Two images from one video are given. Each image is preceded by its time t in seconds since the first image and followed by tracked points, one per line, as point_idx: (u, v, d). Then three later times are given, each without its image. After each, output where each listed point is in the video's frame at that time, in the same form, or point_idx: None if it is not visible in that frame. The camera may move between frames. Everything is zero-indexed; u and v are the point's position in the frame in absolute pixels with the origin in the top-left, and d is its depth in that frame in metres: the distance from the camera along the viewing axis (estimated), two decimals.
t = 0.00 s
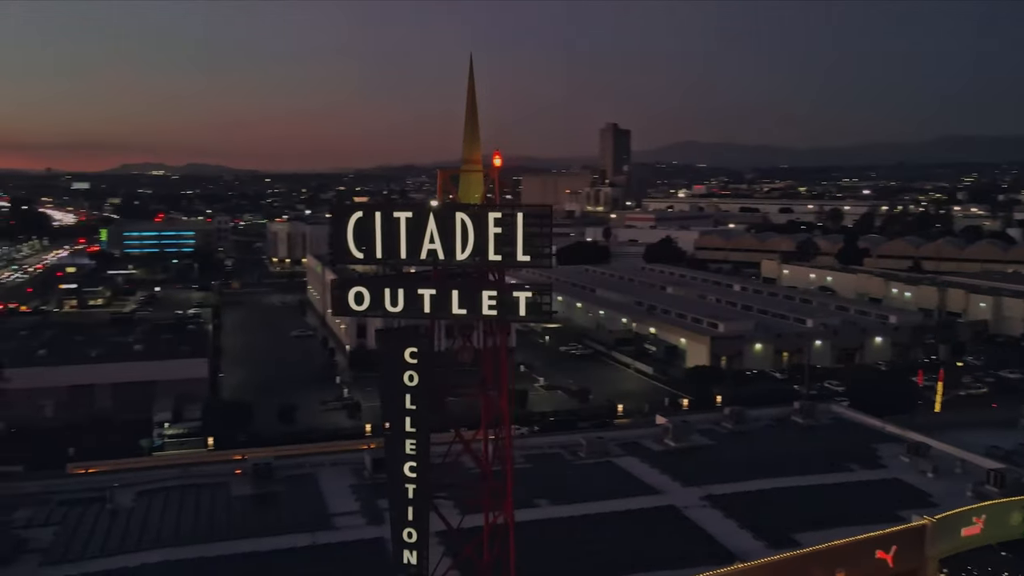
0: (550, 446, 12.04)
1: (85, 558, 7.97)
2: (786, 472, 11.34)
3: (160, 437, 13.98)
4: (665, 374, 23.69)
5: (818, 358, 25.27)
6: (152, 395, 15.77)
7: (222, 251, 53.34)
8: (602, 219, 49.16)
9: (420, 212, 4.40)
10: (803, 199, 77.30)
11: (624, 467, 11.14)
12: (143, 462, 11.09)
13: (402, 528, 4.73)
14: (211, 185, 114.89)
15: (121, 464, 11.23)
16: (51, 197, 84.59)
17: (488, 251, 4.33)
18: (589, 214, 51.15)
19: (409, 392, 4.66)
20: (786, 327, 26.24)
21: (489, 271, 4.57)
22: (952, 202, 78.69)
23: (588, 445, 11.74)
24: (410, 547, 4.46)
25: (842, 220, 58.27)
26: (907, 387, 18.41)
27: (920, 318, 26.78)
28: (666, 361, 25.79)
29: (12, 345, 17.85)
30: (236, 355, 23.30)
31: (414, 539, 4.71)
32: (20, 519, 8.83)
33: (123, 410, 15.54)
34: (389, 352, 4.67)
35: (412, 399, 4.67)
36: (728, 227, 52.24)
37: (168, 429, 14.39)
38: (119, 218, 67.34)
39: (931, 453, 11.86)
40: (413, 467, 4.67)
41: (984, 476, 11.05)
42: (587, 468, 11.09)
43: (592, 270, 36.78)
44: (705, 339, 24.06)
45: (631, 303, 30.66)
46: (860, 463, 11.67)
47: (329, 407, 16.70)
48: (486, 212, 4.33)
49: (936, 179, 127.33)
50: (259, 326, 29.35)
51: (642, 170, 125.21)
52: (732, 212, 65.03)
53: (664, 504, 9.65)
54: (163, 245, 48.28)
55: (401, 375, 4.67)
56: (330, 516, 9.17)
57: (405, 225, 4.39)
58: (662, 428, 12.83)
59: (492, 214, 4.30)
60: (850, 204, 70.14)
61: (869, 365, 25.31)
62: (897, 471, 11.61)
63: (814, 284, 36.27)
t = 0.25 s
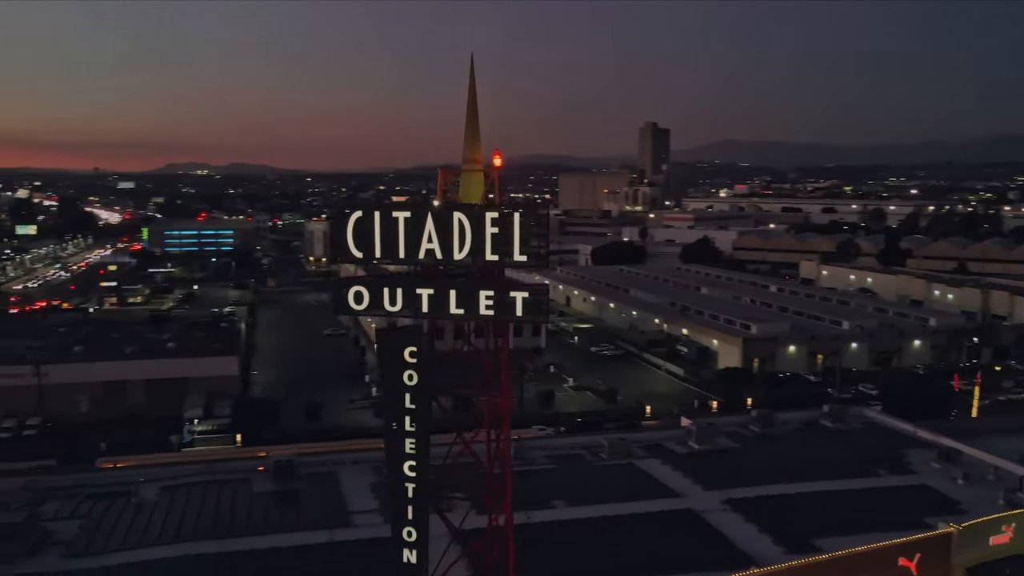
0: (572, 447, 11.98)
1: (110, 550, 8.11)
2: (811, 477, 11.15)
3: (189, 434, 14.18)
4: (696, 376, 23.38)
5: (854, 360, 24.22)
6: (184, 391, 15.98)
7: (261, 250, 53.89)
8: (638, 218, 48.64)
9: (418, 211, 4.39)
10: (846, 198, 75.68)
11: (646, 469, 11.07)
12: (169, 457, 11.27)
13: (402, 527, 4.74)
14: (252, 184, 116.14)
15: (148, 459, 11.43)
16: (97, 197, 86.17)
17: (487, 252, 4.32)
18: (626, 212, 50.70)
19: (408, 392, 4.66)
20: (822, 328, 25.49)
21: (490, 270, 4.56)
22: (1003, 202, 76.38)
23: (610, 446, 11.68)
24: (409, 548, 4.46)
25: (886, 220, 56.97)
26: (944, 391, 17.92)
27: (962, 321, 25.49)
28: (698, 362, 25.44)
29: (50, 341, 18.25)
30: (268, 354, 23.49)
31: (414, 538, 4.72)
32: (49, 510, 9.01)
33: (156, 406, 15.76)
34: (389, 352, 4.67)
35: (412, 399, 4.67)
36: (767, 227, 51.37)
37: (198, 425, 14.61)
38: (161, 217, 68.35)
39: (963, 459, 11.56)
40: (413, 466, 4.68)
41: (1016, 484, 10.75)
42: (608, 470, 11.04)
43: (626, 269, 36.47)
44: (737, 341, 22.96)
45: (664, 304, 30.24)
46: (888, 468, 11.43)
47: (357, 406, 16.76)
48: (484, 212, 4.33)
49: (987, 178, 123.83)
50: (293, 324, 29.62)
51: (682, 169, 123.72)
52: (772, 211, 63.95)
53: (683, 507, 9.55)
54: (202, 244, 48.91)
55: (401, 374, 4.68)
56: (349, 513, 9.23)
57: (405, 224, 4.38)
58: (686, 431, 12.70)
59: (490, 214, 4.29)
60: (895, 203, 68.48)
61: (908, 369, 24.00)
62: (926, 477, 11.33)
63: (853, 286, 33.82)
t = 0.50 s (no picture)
0: (591, 448, 11.92)
1: (127, 545, 8.17)
2: (833, 481, 10.96)
3: (213, 431, 14.34)
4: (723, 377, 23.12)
5: (885, 364, 23.42)
6: (210, 389, 16.14)
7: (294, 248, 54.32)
8: (673, 218, 47.92)
9: (412, 211, 4.36)
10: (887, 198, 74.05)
11: (663, 471, 10.96)
12: (190, 454, 11.39)
13: (398, 525, 4.74)
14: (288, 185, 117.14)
15: (170, 455, 11.57)
16: (138, 198, 87.59)
17: (479, 249, 4.25)
18: (659, 212, 50.17)
19: (403, 390, 4.66)
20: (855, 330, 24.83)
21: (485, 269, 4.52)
22: None
23: (628, 448, 11.60)
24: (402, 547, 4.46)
25: (926, 220, 55.70)
26: (976, 395, 17.47)
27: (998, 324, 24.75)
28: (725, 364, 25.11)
29: (82, 338, 18.58)
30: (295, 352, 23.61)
31: (409, 537, 4.71)
32: (69, 506, 9.10)
33: (182, 403, 15.93)
34: (385, 350, 4.66)
35: (407, 398, 4.66)
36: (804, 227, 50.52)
37: (222, 423, 14.75)
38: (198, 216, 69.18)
39: (991, 465, 11.29)
40: (408, 465, 4.68)
41: None
42: (625, 472, 10.97)
43: (655, 269, 36.15)
44: (766, 343, 22.35)
45: (693, 305, 29.93)
46: (912, 474, 11.23)
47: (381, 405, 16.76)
48: (477, 212, 4.27)
49: None
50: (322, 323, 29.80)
51: (720, 168, 122.00)
52: (809, 211, 62.87)
53: (699, 510, 9.45)
54: (236, 243, 49.46)
55: (396, 373, 4.68)
56: (362, 511, 9.27)
57: (401, 223, 4.37)
58: (705, 433, 12.56)
59: (482, 213, 4.23)
60: (938, 203, 66.92)
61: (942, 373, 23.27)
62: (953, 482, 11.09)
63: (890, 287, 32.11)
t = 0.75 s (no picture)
0: (607, 449, 11.88)
1: (141, 539, 8.30)
2: (853, 486, 10.79)
3: (235, 428, 14.47)
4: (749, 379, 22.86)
5: (915, 367, 22.55)
6: (233, 387, 16.32)
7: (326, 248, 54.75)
8: (704, 218, 47.49)
9: (404, 210, 4.37)
10: (928, 197, 72.49)
11: (678, 473, 10.89)
12: (208, 452, 11.51)
13: (391, 524, 4.75)
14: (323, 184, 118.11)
15: (189, 452, 11.71)
16: (175, 198, 88.96)
17: (469, 250, 4.26)
18: (691, 212, 49.73)
19: (397, 389, 4.66)
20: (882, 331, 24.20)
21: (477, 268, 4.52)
22: None
23: (644, 449, 11.54)
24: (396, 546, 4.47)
25: (967, 221, 54.42)
26: (1007, 400, 17.05)
27: None
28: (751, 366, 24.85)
29: (111, 336, 18.92)
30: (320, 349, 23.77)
31: (402, 536, 4.72)
32: (87, 501, 9.19)
33: (205, 400, 16.09)
34: (379, 349, 4.66)
35: (400, 397, 4.67)
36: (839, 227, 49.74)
37: (244, 420, 14.88)
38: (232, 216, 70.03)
39: (1016, 472, 11.04)
40: (401, 464, 4.69)
41: None
42: (640, 474, 10.91)
43: (684, 269, 35.84)
44: (792, 344, 21.14)
45: (720, 306, 29.58)
46: (933, 479, 11.03)
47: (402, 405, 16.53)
48: (468, 213, 4.28)
49: None
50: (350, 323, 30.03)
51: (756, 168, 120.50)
52: (846, 211, 61.82)
53: (712, 513, 9.37)
54: (268, 242, 49.99)
55: (389, 372, 4.67)
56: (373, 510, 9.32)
57: (393, 223, 4.37)
58: (723, 435, 12.42)
59: (473, 214, 4.24)
60: (980, 202, 65.36)
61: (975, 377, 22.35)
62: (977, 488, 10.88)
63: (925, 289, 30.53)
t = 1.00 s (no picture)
0: (622, 451, 11.84)
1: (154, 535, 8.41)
2: (870, 490, 10.61)
3: (256, 426, 14.51)
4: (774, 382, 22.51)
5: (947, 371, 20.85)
6: (255, 385, 16.47)
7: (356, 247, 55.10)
8: (735, 218, 47.01)
9: (395, 211, 4.40)
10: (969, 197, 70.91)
11: (692, 476, 10.81)
12: (226, 449, 11.64)
13: (384, 523, 4.69)
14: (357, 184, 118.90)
15: (207, 449, 11.86)
16: (211, 198, 90.14)
17: (457, 251, 4.27)
18: (723, 212, 49.24)
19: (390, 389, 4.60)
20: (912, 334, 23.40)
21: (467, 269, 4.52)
22: None
23: (658, 451, 11.46)
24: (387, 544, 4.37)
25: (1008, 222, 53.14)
26: None
27: None
28: (777, 368, 24.48)
29: (139, 334, 19.24)
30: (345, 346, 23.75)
31: (395, 533, 4.67)
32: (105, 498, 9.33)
33: (229, 398, 16.07)
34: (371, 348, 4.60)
35: (392, 396, 4.61)
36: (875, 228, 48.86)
37: (265, 418, 14.97)
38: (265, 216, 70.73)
39: None
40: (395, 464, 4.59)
41: None
42: (654, 475, 10.86)
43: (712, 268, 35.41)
44: (818, 347, 19.84)
45: (747, 307, 29.14)
46: (954, 485, 10.83)
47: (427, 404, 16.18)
48: (455, 213, 4.27)
49: None
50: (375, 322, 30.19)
51: (792, 168, 118.91)
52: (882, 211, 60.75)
53: (723, 516, 9.29)
54: (299, 242, 50.43)
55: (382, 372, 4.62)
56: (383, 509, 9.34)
57: (384, 224, 4.40)
58: (740, 438, 12.25)
59: (460, 214, 4.23)
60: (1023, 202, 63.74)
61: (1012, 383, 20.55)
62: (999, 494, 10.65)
63: (961, 292, 29.40)
